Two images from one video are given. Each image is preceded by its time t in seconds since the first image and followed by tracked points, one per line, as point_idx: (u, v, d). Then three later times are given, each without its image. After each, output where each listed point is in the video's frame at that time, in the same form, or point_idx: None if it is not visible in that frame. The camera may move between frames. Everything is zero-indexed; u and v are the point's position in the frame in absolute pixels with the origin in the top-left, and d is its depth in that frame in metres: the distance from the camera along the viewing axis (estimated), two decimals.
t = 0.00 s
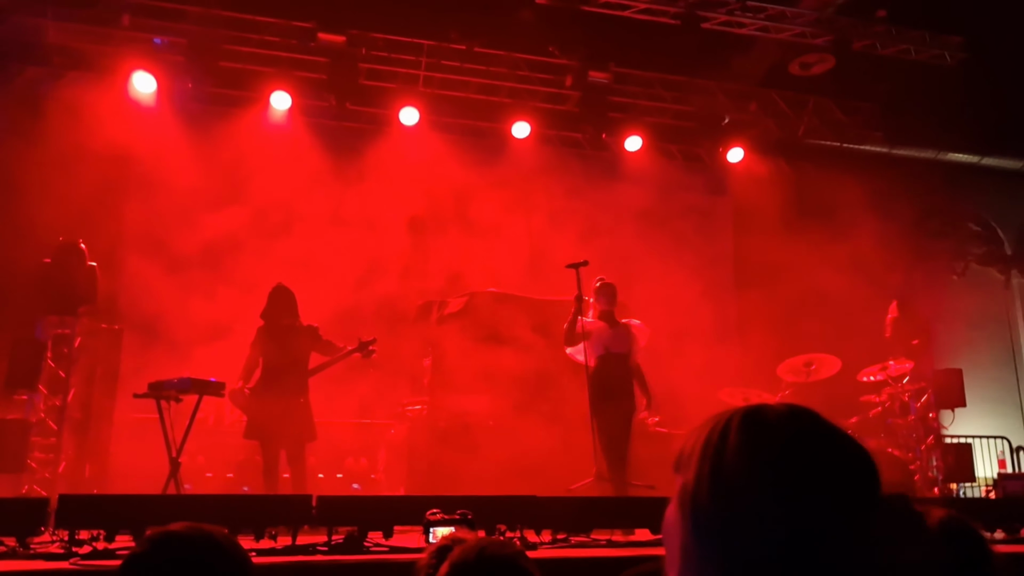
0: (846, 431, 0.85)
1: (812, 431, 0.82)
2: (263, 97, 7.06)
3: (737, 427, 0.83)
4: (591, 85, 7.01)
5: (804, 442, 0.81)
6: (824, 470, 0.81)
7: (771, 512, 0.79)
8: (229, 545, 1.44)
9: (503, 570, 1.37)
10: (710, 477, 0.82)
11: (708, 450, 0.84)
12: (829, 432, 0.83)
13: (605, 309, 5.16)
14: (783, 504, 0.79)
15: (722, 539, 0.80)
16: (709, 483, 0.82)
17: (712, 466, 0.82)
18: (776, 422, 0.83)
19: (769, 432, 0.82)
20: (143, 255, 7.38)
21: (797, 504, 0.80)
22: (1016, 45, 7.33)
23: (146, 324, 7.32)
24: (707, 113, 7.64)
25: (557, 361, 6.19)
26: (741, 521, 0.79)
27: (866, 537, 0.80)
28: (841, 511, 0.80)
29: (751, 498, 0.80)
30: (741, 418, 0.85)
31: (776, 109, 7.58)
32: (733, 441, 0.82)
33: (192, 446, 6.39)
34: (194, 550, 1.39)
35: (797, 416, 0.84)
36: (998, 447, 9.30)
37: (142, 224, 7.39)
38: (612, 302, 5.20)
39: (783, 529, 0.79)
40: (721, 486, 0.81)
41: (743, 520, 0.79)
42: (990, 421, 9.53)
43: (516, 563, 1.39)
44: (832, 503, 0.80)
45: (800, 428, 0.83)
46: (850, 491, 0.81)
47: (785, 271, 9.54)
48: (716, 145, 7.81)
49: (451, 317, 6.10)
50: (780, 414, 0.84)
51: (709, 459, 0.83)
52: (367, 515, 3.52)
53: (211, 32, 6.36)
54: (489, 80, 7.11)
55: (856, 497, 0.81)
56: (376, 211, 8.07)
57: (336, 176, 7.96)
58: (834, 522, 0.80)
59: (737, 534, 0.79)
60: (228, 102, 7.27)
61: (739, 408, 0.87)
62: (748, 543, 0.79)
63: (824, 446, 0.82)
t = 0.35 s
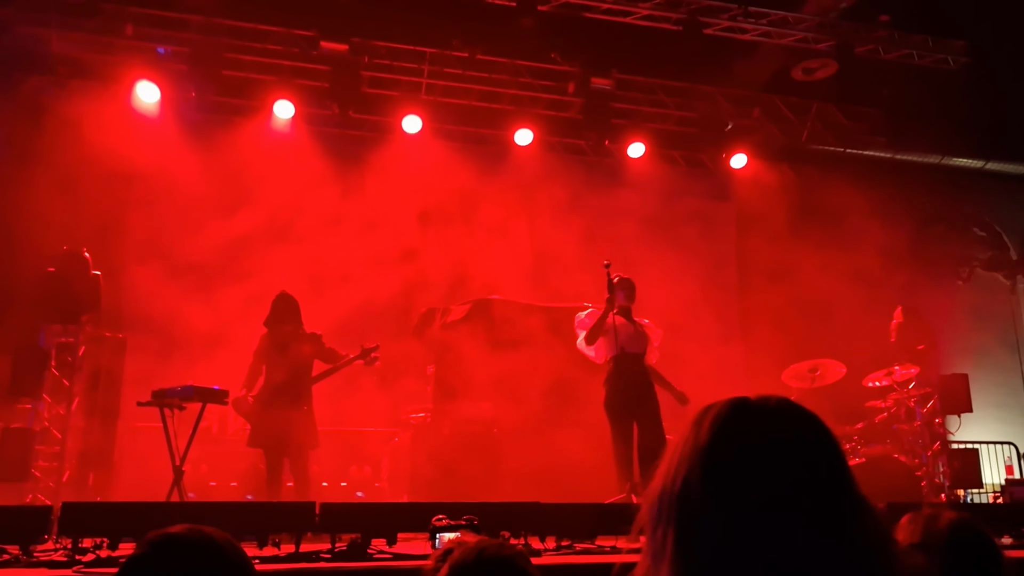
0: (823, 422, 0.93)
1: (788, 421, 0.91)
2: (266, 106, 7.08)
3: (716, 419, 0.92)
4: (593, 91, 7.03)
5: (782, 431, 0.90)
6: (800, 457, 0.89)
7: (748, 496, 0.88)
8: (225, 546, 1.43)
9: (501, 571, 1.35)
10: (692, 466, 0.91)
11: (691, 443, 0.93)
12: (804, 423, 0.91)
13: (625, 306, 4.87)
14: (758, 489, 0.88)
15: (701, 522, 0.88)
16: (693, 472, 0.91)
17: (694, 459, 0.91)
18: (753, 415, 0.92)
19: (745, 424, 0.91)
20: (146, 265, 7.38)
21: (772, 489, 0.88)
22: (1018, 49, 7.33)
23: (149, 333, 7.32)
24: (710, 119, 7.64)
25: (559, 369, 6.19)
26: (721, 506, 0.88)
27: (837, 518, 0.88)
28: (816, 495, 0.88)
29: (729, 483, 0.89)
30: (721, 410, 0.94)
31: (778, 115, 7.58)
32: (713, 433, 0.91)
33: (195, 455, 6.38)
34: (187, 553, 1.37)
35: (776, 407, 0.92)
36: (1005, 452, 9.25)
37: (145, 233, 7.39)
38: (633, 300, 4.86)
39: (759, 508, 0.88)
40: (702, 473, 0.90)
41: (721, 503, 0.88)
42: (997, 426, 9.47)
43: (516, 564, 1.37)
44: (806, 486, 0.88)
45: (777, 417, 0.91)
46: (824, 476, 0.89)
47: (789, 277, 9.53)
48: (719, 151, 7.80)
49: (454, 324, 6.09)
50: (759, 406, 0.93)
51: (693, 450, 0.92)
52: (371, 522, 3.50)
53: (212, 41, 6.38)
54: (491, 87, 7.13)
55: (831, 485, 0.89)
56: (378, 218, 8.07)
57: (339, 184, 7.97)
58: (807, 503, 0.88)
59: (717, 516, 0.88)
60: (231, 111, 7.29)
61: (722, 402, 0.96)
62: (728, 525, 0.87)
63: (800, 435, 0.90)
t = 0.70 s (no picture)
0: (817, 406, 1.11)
1: (785, 408, 1.08)
2: (259, 105, 7.05)
3: (722, 415, 1.10)
4: (588, 91, 7.06)
5: (779, 417, 1.07)
6: (797, 438, 1.06)
7: (756, 475, 1.05)
8: (223, 546, 1.42)
9: (501, 570, 1.33)
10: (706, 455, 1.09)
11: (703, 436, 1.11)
12: (798, 408, 1.09)
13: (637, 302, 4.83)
14: (764, 470, 1.05)
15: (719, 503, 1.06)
16: (709, 460, 1.08)
17: (708, 448, 1.09)
18: (753, 406, 1.09)
19: (741, 420, 1.08)
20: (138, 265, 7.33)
21: (777, 466, 1.05)
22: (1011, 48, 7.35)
23: (141, 332, 7.28)
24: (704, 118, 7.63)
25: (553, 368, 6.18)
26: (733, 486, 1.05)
27: (837, 486, 1.04)
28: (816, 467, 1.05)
29: (738, 467, 1.06)
30: (725, 406, 1.11)
31: (772, 114, 7.59)
32: (719, 427, 1.09)
33: (188, 456, 6.35)
34: (185, 549, 1.36)
35: (774, 398, 1.10)
36: (998, 450, 9.28)
37: (137, 233, 7.35)
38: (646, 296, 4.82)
39: (764, 485, 1.04)
40: (716, 461, 1.07)
41: (733, 485, 1.05)
42: (990, 423, 9.50)
43: (516, 561, 1.36)
44: (806, 461, 1.05)
45: (776, 407, 1.08)
46: (821, 451, 1.06)
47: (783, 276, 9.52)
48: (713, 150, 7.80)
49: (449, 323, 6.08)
50: (757, 400, 1.10)
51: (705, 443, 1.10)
52: (366, 522, 3.48)
53: (205, 41, 6.34)
54: (485, 86, 7.10)
55: (830, 459, 1.06)
56: (372, 217, 8.04)
57: (333, 183, 7.94)
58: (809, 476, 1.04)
59: (731, 496, 1.05)
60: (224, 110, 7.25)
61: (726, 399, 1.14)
62: (742, 501, 1.04)
63: (796, 418, 1.07)
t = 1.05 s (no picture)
0: (853, 412, 0.91)
1: (818, 417, 0.88)
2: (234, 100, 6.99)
3: (745, 432, 0.88)
4: (563, 87, 7.05)
5: (813, 428, 0.86)
6: (835, 453, 0.86)
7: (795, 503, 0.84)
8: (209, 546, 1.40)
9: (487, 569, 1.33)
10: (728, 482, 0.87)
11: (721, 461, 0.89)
12: (835, 415, 0.88)
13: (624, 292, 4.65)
14: (805, 487, 0.84)
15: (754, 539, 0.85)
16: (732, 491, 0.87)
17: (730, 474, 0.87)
18: (781, 418, 0.88)
19: (771, 429, 0.87)
20: (110, 260, 7.23)
21: (813, 489, 0.84)
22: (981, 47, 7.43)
23: (113, 329, 7.18)
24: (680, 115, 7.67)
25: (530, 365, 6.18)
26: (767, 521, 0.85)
27: (896, 510, 0.84)
28: (861, 484, 0.85)
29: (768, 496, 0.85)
30: (747, 421, 0.90)
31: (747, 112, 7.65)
32: (743, 450, 0.87)
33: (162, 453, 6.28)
34: (172, 551, 1.34)
35: (801, 404, 0.89)
36: (967, 444, 9.43)
37: (109, 228, 7.24)
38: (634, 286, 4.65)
39: (795, 513, 0.84)
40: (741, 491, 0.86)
41: (767, 520, 0.85)
42: (960, 418, 9.65)
43: (500, 560, 1.35)
44: (850, 482, 0.85)
45: (810, 420, 0.87)
46: (863, 460, 0.86)
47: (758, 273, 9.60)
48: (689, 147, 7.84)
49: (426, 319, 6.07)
50: (784, 408, 0.89)
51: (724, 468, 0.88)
52: (343, 520, 3.46)
53: (177, 34, 6.26)
54: (462, 82, 7.07)
55: (878, 475, 0.86)
56: (348, 213, 7.99)
57: (308, 178, 7.88)
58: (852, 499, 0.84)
59: (766, 533, 0.85)
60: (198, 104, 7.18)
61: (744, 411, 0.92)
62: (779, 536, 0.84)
63: (834, 427, 0.87)
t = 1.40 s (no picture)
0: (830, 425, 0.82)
1: (796, 429, 0.79)
2: (209, 98, 6.93)
3: (715, 451, 0.79)
4: (542, 88, 7.04)
5: (791, 442, 0.77)
6: (814, 466, 0.77)
7: (773, 521, 0.75)
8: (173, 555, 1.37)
9: None
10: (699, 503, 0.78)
11: (690, 483, 0.80)
12: (813, 427, 0.79)
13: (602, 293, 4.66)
14: (789, 508, 0.75)
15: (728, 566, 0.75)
16: (702, 513, 0.77)
17: (700, 496, 0.77)
18: (756, 431, 0.79)
19: (748, 447, 0.77)
20: (81, 259, 7.13)
21: (790, 504, 0.75)
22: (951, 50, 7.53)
23: (85, 329, 7.09)
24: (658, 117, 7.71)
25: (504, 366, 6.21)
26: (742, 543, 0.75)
27: (891, 528, 0.75)
28: (844, 498, 0.76)
29: (744, 516, 0.75)
30: (718, 439, 0.80)
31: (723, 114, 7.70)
32: (712, 467, 0.78)
33: (134, 455, 6.22)
34: (134, 561, 1.30)
35: (775, 418, 0.80)
36: (938, 444, 9.55)
37: (80, 227, 7.14)
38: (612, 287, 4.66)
39: (783, 535, 0.74)
40: (714, 512, 0.76)
41: (746, 546, 0.74)
42: (932, 418, 9.77)
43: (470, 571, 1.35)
44: (837, 494, 0.76)
45: (786, 432, 0.78)
46: (847, 472, 0.77)
47: (734, 274, 9.67)
48: (667, 149, 7.88)
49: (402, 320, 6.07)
50: (758, 423, 0.80)
51: (694, 490, 0.79)
52: (316, 524, 3.44)
53: (151, 31, 6.18)
54: (440, 82, 7.05)
55: (864, 490, 0.76)
56: (323, 212, 7.95)
57: (284, 177, 7.84)
58: (836, 516, 0.75)
59: (743, 559, 0.75)
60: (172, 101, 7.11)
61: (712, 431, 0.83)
62: (759, 561, 0.74)
63: (813, 438, 0.78)
